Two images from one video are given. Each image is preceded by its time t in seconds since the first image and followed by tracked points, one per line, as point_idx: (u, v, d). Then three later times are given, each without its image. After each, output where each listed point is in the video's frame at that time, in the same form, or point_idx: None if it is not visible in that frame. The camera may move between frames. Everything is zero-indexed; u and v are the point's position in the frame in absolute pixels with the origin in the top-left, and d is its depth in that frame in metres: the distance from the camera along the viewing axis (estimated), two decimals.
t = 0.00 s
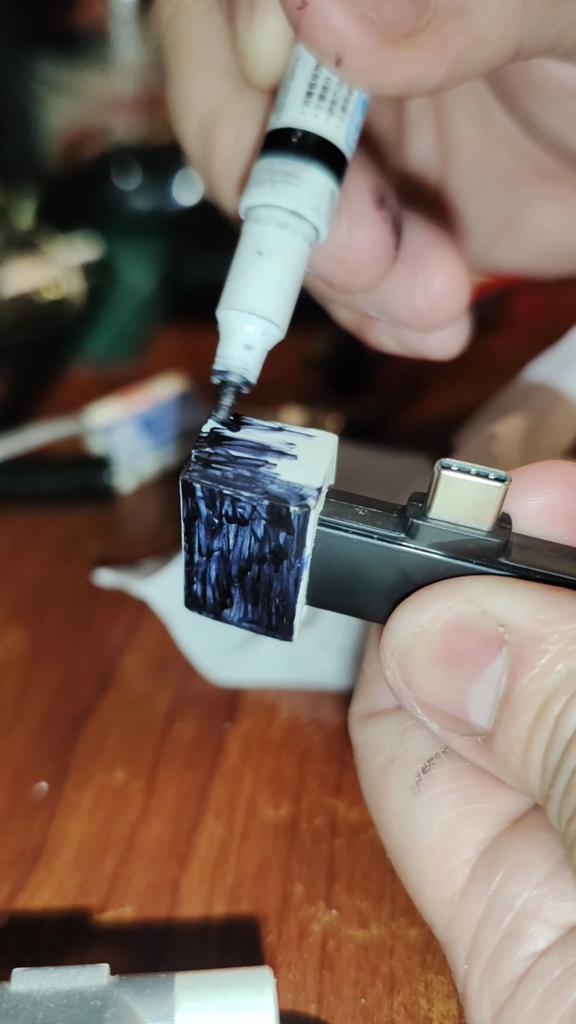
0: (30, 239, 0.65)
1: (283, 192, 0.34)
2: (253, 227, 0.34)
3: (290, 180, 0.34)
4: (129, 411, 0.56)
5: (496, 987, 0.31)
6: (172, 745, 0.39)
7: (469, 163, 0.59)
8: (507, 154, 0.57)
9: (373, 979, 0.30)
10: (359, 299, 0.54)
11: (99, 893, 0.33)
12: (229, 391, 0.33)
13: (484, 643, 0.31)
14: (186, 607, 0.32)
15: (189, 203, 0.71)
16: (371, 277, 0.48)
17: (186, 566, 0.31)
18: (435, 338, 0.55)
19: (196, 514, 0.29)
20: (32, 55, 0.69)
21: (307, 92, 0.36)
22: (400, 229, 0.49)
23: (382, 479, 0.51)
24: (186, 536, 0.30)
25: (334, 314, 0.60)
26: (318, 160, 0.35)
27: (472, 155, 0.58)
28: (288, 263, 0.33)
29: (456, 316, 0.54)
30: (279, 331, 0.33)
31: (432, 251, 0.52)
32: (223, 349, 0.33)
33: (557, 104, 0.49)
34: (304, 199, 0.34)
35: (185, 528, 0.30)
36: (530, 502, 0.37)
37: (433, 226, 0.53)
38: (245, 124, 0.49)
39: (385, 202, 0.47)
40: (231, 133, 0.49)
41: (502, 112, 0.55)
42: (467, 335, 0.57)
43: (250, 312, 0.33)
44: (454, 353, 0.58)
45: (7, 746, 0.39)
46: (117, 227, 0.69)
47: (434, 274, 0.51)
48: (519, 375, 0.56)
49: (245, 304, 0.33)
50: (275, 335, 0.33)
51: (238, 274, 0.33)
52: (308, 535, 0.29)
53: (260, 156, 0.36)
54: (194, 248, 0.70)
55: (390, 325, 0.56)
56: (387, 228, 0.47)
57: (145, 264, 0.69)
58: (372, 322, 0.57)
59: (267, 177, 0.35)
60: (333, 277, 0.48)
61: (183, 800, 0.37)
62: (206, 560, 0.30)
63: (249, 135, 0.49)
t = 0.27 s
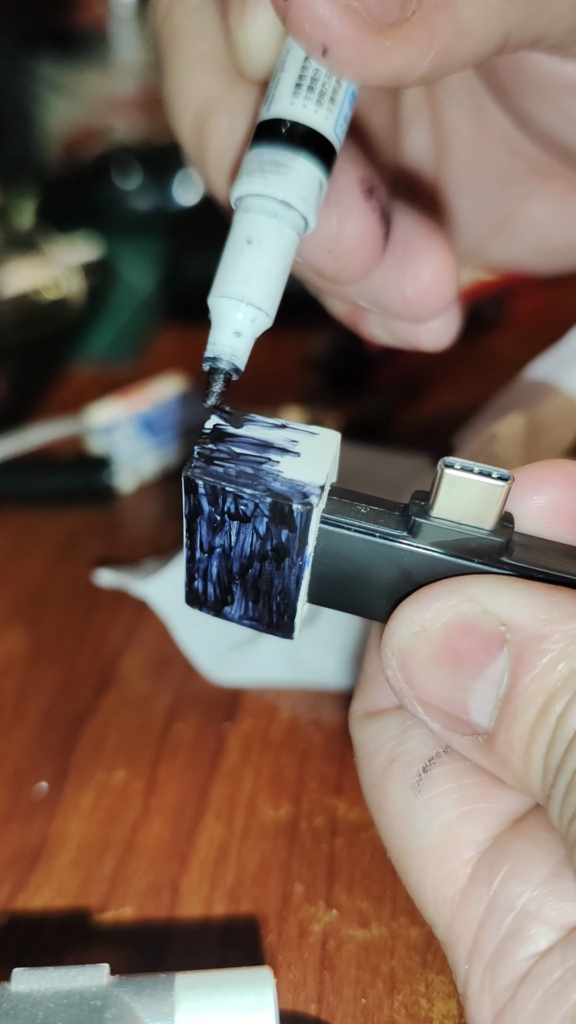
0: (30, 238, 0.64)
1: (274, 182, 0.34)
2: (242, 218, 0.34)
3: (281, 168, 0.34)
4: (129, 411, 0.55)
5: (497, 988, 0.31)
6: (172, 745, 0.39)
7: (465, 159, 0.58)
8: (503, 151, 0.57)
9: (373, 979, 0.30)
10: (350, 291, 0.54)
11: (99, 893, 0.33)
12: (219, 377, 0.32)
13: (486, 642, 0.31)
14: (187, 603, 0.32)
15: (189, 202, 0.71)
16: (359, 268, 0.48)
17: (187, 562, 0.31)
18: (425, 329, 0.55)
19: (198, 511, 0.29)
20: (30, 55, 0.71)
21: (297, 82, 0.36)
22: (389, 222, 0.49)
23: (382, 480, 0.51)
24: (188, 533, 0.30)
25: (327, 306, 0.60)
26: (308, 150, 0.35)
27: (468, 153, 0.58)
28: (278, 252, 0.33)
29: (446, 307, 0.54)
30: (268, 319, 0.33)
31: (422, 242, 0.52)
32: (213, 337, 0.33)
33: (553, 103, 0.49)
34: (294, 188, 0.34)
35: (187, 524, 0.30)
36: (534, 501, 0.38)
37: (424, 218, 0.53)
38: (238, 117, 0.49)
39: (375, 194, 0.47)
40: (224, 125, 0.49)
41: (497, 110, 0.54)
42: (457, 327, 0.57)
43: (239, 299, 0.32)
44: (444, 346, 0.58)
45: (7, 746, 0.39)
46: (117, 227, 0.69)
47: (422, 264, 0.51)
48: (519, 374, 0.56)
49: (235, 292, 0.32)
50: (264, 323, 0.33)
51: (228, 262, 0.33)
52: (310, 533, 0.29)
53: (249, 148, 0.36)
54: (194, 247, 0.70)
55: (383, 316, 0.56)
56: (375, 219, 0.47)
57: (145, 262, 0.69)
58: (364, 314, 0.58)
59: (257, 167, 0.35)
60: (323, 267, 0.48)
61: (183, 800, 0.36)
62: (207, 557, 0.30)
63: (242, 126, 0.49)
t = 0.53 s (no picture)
0: (29, 238, 0.64)
1: (294, 169, 0.34)
2: (264, 208, 0.34)
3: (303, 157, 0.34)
4: (129, 411, 0.56)
5: (498, 988, 0.31)
6: (172, 745, 0.39)
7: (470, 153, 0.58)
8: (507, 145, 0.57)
9: (373, 979, 0.30)
10: (367, 289, 0.54)
11: (99, 894, 0.33)
12: (243, 370, 0.33)
13: (488, 640, 0.31)
14: (188, 599, 0.32)
15: (190, 203, 0.70)
16: (378, 259, 0.48)
17: (189, 559, 0.31)
18: (437, 326, 0.55)
19: (201, 507, 0.29)
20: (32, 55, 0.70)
21: (316, 70, 0.36)
22: (407, 215, 0.49)
23: (383, 480, 0.51)
24: (190, 529, 0.30)
25: (335, 303, 0.60)
26: (329, 137, 0.35)
27: (472, 149, 0.58)
28: (301, 241, 0.33)
29: (463, 299, 0.54)
30: (292, 311, 0.33)
31: (440, 231, 0.52)
32: (236, 330, 0.33)
33: (558, 93, 0.50)
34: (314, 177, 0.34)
35: (189, 520, 0.30)
36: (535, 500, 0.38)
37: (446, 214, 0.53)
38: (256, 109, 0.49)
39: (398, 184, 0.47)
40: (240, 118, 0.49)
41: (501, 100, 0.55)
42: (468, 328, 0.57)
43: (263, 290, 0.32)
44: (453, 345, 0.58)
45: (7, 746, 0.39)
46: (117, 228, 0.69)
47: (440, 258, 0.52)
48: (520, 374, 0.56)
49: (257, 283, 0.32)
50: (288, 314, 0.33)
51: (250, 253, 0.33)
52: (313, 530, 0.29)
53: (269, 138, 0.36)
54: (194, 246, 0.70)
55: (391, 309, 0.56)
56: (395, 209, 0.47)
57: (144, 262, 0.69)
58: (374, 308, 0.57)
59: (277, 157, 0.35)
60: (342, 260, 0.47)
61: (183, 800, 0.36)
62: (209, 553, 0.30)
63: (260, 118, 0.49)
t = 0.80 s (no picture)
0: (30, 238, 0.65)
1: (304, 184, 0.33)
2: (270, 220, 0.33)
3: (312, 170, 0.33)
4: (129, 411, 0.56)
5: (499, 986, 0.31)
6: (172, 745, 0.39)
7: (472, 152, 0.58)
8: (510, 146, 0.57)
9: (373, 979, 0.30)
10: (372, 298, 0.54)
11: (99, 894, 0.33)
12: (248, 389, 0.31)
13: (491, 637, 0.31)
14: (192, 594, 0.32)
15: (190, 203, 0.71)
16: (384, 269, 0.47)
17: (192, 553, 0.31)
18: (440, 334, 0.56)
19: (205, 501, 0.29)
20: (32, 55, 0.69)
21: (324, 80, 0.36)
22: (413, 222, 0.48)
23: (384, 480, 0.51)
24: (195, 523, 0.30)
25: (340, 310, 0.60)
26: (336, 149, 0.34)
27: (474, 149, 0.58)
28: (310, 255, 0.32)
29: (470, 307, 0.54)
30: (298, 325, 0.32)
31: (446, 242, 0.51)
32: (242, 345, 0.31)
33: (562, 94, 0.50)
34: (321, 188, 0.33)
35: (193, 514, 0.30)
36: (540, 498, 0.38)
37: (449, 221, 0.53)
38: (259, 116, 0.49)
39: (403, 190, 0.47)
40: (244, 124, 0.49)
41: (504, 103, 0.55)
42: (472, 334, 0.58)
43: (271, 305, 0.31)
44: (457, 352, 0.58)
45: (7, 746, 0.39)
46: (117, 227, 0.70)
47: (446, 267, 0.51)
48: (521, 374, 0.56)
49: (263, 297, 0.31)
50: (295, 330, 0.32)
51: (257, 265, 0.32)
52: (318, 525, 0.29)
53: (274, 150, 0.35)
54: (195, 246, 0.70)
55: (396, 318, 0.56)
56: (401, 220, 0.47)
57: (144, 262, 0.70)
58: (379, 316, 0.57)
59: (284, 168, 0.34)
60: (346, 270, 0.48)
61: (183, 800, 0.36)
62: (213, 548, 0.30)
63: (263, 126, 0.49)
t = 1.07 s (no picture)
0: (29, 239, 0.66)
1: (308, 184, 0.32)
2: (271, 220, 0.32)
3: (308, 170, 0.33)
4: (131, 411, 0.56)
5: (503, 984, 0.31)
6: (172, 745, 0.39)
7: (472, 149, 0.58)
8: (509, 146, 0.57)
9: (373, 979, 0.30)
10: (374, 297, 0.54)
11: (99, 894, 0.33)
12: (248, 390, 0.31)
13: (495, 634, 0.31)
14: (193, 593, 0.32)
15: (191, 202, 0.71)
16: (386, 269, 0.47)
17: (195, 551, 0.31)
18: (440, 332, 0.56)
19: (209, 498, 0.29)
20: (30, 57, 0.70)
21: (325, 79, 0.35)
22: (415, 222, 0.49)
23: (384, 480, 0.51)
24: (198, 520, 0.30)
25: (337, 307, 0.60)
26: (338, 148, 0.34)
27: (474, 148, 0.58)
28: (310, 254, 0.32)
29: (471, 306, 0.53)
30: (298, 325, 0.31)
31: (444, 241, 0.51)
32: (243, 347, 0.31)
33: (565, 96, 0.50)
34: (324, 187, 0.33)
35: (196, 511, 0.30)
36: (543, 497, 0.38)
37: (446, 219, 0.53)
38: (261, 114, 0.49)
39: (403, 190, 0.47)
40: (245, 123, 0.49)
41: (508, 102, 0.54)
42: (471, 334, 0.58)
43: (269, 305, 0.31)
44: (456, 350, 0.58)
45: (7, 746, 0.39)
46: (117, 227, 0.70)
47: (447, 266, 0.51)
48: (521, 374, 0.56)
49: (264, 298, 0.31)
50: (295, 330, 0.31)
51: (257, 268, 0.31)
52: (322, 522, 0.29)
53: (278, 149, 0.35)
54: (196, 246, 0.70)
55: (395, 316, 0.56)
56: (404, 219, 0.47)
57: (144, 262, 0.70)
58: (378, 314, 0.58)
59: (285, 168, 0.33)
60: (347, 269, 0.48)
61: (182, 800, 0.36)
62: (216, 545, 0.30)
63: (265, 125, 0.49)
